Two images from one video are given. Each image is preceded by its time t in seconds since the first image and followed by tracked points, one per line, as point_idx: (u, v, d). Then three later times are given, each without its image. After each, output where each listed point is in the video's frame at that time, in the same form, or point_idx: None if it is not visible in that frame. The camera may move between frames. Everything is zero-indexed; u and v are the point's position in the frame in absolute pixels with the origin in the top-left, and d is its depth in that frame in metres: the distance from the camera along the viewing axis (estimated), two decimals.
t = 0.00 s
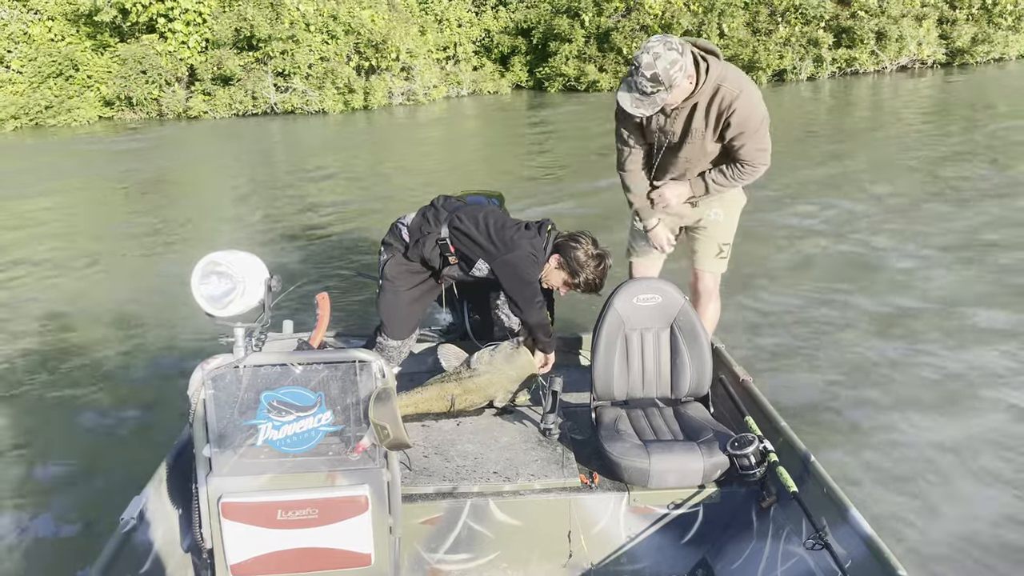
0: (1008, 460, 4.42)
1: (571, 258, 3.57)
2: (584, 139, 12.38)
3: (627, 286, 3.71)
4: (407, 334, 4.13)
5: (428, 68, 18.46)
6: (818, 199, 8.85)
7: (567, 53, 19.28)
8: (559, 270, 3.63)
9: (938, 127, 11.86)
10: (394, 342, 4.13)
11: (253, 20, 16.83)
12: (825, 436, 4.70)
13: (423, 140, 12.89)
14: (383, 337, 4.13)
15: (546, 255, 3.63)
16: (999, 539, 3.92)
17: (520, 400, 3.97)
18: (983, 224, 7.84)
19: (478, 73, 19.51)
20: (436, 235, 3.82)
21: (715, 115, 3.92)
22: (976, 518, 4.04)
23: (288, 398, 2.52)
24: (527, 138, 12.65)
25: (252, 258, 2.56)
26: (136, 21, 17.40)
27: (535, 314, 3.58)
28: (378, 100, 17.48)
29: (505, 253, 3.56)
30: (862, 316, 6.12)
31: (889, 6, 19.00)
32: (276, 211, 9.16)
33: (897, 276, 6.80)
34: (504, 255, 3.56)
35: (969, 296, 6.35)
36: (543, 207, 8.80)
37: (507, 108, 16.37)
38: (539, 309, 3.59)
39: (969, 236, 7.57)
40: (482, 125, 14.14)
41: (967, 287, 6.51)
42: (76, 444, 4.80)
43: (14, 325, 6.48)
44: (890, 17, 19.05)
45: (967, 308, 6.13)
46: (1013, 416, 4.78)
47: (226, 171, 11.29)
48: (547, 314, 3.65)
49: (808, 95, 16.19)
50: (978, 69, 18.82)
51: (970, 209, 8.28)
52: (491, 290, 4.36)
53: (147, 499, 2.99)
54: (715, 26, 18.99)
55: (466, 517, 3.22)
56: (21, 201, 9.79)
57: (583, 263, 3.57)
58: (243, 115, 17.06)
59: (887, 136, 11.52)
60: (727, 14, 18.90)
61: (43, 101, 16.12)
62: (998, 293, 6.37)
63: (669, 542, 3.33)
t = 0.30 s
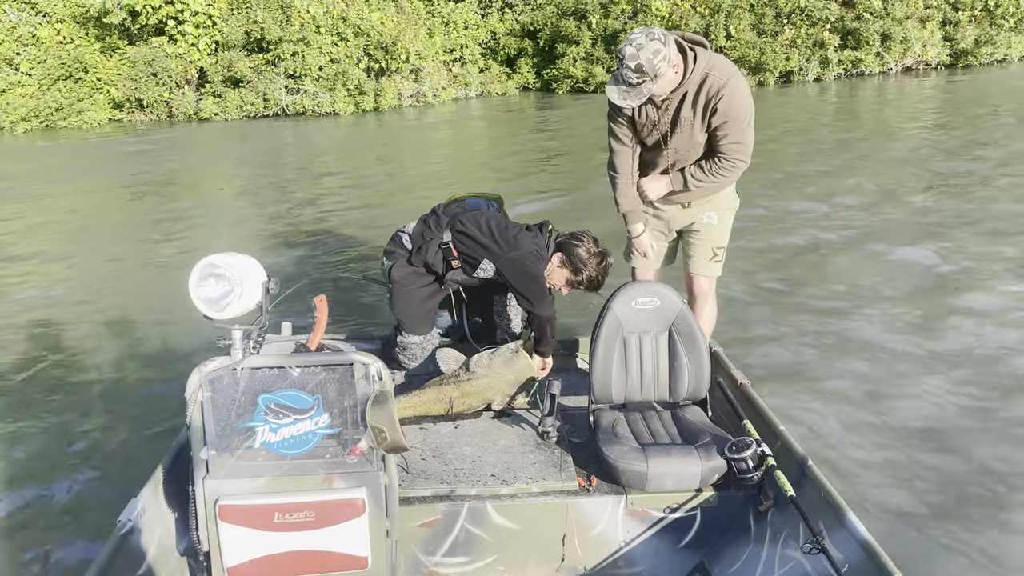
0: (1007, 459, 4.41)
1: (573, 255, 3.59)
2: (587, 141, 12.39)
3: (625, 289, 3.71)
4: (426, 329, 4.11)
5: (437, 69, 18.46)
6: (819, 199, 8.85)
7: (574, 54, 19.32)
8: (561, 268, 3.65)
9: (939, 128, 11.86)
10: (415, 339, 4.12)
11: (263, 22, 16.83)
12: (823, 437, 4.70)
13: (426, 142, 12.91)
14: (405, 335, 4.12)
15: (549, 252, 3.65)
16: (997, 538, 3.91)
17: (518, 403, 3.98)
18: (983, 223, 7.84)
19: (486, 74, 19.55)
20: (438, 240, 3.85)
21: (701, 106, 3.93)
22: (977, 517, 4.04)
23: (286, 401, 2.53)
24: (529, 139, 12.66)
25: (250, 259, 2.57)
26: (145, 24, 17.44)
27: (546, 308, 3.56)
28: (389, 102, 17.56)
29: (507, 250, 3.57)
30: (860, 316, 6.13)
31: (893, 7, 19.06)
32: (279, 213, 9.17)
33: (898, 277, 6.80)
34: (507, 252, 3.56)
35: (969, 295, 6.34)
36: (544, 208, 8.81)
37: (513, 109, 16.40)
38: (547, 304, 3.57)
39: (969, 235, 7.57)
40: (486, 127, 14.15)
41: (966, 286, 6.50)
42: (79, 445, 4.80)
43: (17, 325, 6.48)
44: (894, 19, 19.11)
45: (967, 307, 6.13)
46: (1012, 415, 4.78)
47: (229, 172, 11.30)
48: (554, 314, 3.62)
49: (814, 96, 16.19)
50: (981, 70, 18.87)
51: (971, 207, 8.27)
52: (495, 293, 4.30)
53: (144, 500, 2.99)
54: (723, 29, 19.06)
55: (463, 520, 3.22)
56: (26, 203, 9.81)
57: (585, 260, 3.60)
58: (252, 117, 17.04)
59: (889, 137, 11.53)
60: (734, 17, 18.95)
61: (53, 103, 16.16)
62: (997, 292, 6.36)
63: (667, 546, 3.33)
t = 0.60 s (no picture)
0: (1009, 461, 4.40)
1: (563, 244, 3.61)
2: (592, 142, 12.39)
3: (624, 291, 3.71)
4: (432, 342, 4.04)
5: (446, 71, 18.40)
6: (822, 200, 8.84)
7: (582, 56, 19.34)
8: (555, 259, 3.66)
9: (943, 129, 11.85)
10: (419, 354, 4.04)
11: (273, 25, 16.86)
12: (825, 438, 4.69)
13: (431, 143, 12.93)
14: (410, 353, 4.04)
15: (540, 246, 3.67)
16: (1000, 540, 3.89)
17: (517, 406, 3.97)
18: (987, 224, 7.82)
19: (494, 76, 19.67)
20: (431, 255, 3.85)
21: (684, 107, 3.95)
22: (979, 519, 4.01)
23: (283, 404, 2.53)
24: (534, 141, 12.67)
25: (247, 262, 2.56)
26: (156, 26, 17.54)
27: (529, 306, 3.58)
28: (400, 104, 17.71)
29: (497, 251, 3.58)
30: (863, 317, 6.12)
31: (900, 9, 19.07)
32: (284, 215, 9.19)
33: (901, 278, 6.78)
34: (498, 253, 3.57)
35: (972, 296, 6.33)
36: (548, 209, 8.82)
37: (520, 111, 16.41)
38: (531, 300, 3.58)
39: (972, 236, 7.55)
40: (491, 128, 14.18)
41: (969, 288, 6.49)
42: (85, 446, 4.81)
43: (24, 327, 6.51)
44: (901, 21, 19.10)
45: (970, 308, 6.12)
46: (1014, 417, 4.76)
47: (234, 174, 11.33)
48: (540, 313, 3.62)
49: (821, 98, 16.17)
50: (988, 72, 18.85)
51: (975, 209, 8.25)
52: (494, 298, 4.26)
53: (142, 504, 2.99)
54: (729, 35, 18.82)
55: (462, 522, 3.22)
56: (33, 205, 9.85)
57: (576, 247, 3.60)
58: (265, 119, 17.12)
59: (893, 137, 11.51)
60: (742, 19, 18.96)
61: (64, 106, 16.19)
62: (1000, 294, 6.35)
63: (666, 548, 3.32)
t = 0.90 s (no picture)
0: (1014, 461, 4.39)
1: (555, 247, 3.63)
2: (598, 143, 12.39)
3: (626, 294, 3.71)
4: (433, 346, 4.03)
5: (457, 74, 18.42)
6: (827, 201, 8.84)
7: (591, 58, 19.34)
8: (548, 264, 3.68)
9: (949, 130, 11.85)
10: (421, 359, 4.05)
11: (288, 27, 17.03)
12: (830, 438, 4.68)
13: (437, 146, 12.95)
14: (412, 357, 4.05)
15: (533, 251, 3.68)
16: (1006, 540, 3.88)
17: (520, 409, 3.98)
18: (993, 225, 7.80)
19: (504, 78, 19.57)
20: (429, 267, 3.87)
21: (680, 115, 3.94)
22: (984, 517, 4.01)
23: (286, 408, 2.54)
24: (540, 142, 12.69)
25: (250, 267, 2.58)
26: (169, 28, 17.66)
27: (502, 322, 3.53)
28: (413, 106, 17.69)
29: (488, 260, 3.62)
30: (868, 317, 6.10)
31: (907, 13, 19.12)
32: (290, 218, 9.21)
33: (907, 278, 6.78)
34: (488, 263, 3.60)
35: (977, 297, 6.32)
36: (553, 211, 8.83)
37: (528, 113, 16.46)
38: (506, 316, 3.54)
39: (978, 236, 7.54)
40: (498, 130, 14.20)
41: (974, 288, 6.48)
42: (97, 447, 4.84)
43: (35, 327, 6.56)
44: (908, 24, 19.16)
45: (976, 309, 6.11)
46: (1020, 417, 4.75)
47: (240, 176, 11.36)
48: (517, 327, 3.59)
49: (830, 99, 16.17)
50: (996, 74, 18.88)
51: (980, 210, 8.24)
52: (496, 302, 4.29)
53: (146, 508, 3.00)
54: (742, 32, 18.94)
55: (466, 526, 3.22)
56: (43, 206, 9.91)
57: (569, 250, 3.61)
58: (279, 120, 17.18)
59: (899, 139, 11.51)
60: (751, 21, 18.97)
61: (79, 107, 16.34)
62: (1006, 294, 6.34)
63: (669, 551, 3.31)
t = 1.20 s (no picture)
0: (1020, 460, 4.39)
1: (555, 257, 3.63)
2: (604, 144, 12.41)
3: (630, 295, 3.71)
4: (436, 346, 4.02)
5: (468, 75, 18.44)
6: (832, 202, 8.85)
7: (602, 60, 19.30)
8: (548, 273, 3.70)
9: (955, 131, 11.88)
10: (424, 357, 4.03)
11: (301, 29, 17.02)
12: (835, 437, 4.67)
13: (444, 147, 12.98)
14: (415, 356, 4.04)
15: (534, 261, 3.68)
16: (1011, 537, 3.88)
17: (523, 409, 3.98)
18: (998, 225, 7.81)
19: (515, 79, 19.75)
20: (432, 272, 3.89)
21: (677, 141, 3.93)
22: (990, 514, 4.01)
23: (291, 408, 2.55)
24: (547, 144, 12.72)
25: (256, 269, 2.58)
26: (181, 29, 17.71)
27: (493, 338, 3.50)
28: (427, 106, 17.76)
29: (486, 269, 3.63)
30: (874, 317, 6.10)
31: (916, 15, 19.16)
32: (297, 219, 9.24)
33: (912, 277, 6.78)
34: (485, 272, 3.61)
35: (982, 296, 6.32)
36: (560, 212, 8.85)
37: (538, 114, 16.52)
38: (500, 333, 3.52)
39: (983, 236, 7.55)
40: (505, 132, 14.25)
41: (979, 288, 6.48)
42: (107, 447, 4.86)
43: (46, 328, 6.58)
44: (916, 25, 19.20)
45: (981, 308, 6.11)
46: None
47: (248, 177, 11.39)
48: (503, 337, 3.53)
49: (839, 100, 16.20)
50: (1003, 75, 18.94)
51: (985, 210, 8.25)
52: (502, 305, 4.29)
53: (152, 509, 3.01)
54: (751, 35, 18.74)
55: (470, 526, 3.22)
56: (52, 207, 9.94)
57: (569, 260, 3.63)
58: (294, 120, 17.23)
59: (904, 140, 11.54)
60: (761, 23, 19.00)
61: (94, 108, 16.47)
62: (1011, 294, 6.34)
63: (674, 551, 3.31)
